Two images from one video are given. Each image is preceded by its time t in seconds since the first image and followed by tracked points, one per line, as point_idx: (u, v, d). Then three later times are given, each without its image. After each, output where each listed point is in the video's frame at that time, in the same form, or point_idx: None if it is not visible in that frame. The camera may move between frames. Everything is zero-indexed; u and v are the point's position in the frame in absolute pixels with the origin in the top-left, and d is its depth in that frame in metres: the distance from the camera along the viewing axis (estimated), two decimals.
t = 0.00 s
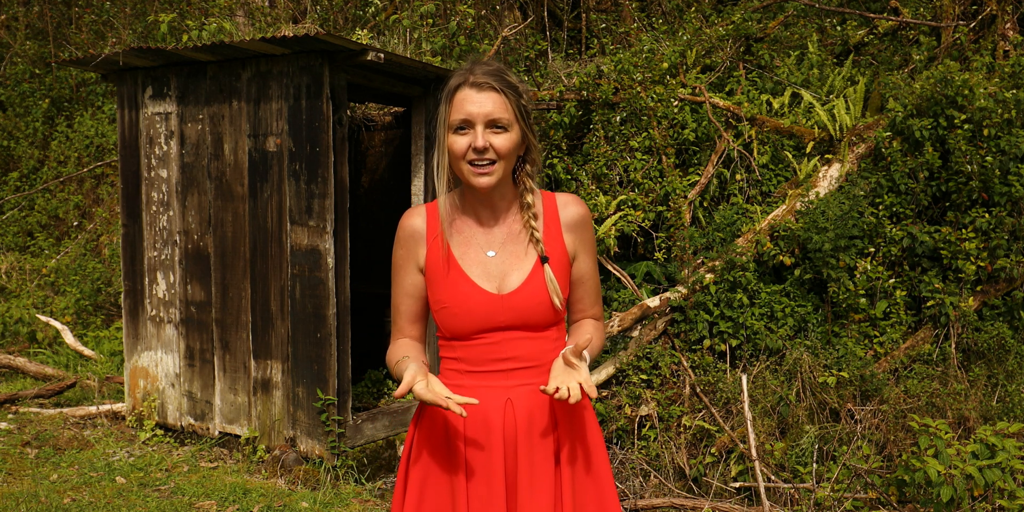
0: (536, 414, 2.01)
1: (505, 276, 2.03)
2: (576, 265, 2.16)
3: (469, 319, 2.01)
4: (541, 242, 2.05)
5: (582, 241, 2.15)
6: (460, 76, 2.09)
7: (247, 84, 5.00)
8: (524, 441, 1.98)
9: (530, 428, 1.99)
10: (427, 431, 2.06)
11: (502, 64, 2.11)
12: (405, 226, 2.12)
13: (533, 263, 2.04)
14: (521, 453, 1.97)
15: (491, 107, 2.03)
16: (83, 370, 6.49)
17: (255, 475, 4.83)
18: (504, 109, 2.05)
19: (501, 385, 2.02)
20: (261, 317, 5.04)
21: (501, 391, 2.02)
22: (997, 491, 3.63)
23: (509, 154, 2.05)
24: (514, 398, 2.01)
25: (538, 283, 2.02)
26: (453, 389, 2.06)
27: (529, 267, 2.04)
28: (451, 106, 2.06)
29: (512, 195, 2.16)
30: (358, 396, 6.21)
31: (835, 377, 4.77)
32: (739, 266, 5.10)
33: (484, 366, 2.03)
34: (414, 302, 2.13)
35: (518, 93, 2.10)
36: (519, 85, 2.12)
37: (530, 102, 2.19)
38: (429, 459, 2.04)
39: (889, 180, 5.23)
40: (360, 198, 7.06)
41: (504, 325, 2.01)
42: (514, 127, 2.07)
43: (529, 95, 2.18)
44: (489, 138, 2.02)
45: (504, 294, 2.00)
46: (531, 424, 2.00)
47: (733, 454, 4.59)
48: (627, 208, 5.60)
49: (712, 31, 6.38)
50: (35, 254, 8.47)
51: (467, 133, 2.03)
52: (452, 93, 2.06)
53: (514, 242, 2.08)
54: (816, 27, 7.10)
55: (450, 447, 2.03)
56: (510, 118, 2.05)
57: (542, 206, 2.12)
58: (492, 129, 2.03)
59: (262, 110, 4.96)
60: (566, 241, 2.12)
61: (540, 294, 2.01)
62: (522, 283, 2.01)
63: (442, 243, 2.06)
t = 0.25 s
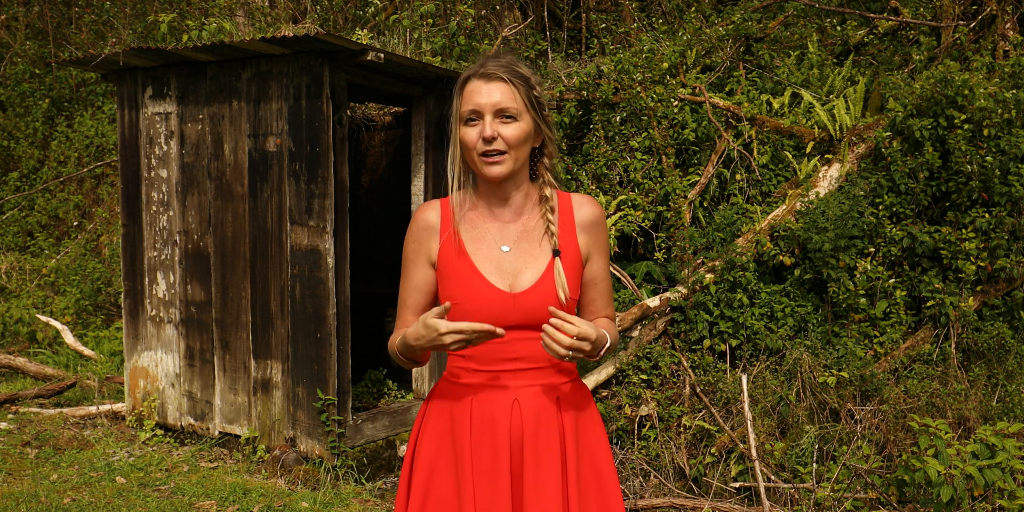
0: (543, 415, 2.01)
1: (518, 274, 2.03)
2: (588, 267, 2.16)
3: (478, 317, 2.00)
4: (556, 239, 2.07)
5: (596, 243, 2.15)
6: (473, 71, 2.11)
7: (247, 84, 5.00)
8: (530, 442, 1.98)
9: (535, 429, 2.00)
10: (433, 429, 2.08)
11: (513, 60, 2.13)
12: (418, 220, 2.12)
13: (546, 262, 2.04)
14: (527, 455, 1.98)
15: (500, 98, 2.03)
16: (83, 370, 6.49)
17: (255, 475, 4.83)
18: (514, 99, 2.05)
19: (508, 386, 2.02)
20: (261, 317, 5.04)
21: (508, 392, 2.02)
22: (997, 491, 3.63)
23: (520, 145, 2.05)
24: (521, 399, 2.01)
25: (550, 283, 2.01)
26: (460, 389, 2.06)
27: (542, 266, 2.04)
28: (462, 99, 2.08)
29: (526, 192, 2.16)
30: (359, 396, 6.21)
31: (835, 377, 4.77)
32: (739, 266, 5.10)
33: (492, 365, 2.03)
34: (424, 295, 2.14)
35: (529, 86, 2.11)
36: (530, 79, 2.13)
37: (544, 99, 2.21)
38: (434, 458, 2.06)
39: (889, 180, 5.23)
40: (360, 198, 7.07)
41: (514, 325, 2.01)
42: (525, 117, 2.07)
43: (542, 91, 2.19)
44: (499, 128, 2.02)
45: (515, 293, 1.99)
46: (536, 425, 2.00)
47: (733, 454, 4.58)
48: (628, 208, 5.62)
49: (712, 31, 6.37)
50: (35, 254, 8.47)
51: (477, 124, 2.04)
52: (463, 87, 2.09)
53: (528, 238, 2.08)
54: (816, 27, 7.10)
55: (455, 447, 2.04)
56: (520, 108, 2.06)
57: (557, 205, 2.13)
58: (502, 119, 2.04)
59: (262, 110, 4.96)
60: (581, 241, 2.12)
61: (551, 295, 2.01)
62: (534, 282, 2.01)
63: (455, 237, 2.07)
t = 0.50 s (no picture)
0: (540, 425, 2.02)
1: (522, 286, 2.03)
2: (593, 282, 2.15)
3: (481, 325, 2.01)
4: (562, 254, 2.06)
5: (602, 257, 2.14)
6: (480, 83, 2.10)
7: (247, 84, 5.00)
8: (528, 450, 1.99)
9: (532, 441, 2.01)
10: (430, 435, 2.08)
11: (520, 73, 2.12)
12: (426, 223, 2.13)
13: (551, 275, 2.05)
14: (523, 464, 1.99)
15: (503, 114, 2.03)
16: (83, 370, 6.49)
17: (255, 475, 4.83)
18: (515, 115, 2.03)
19: (506, 396, 2.03)
20: (261, 316, 5.04)
21: (506, 402, 2.02)
22: (997, 491, 3.63)
23: (523, 161, 2.04)
24: (519, 409, 2.02)
25: (555, 295, 2.01)
26: (459, 395, 2.06)
27: (547, 279, 2.04)
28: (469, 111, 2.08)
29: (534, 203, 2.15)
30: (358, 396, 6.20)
31: (835, 377, 4.77)
32: (739, 266, 5.10)
33: (492, 374, 2.03)
34: (428, 299, 2.14)
35: (535, 101, 2.09)
36: (537, 92, 2.11)
37: (554, 107, 2.18)
38: (430, 465, 2.06)
39: (889, 180, 5.24)
40: (360, 198, 7.07)
41: (516, 335, 2.01)
42: (528, 133, 2.05)
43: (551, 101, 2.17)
44: (501, 145, 2.02)
45: (519, 304, 2.00)
46: (533, 436, 2.01)
47: (733, 454, 4.58)
48: (628, 208, 5.62)
49: (712, 31, 6.37)
50: (35, 254, 8.48)
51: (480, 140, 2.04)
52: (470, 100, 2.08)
53: (534, 251, 2.09)
54: (816, 27, 7.11)
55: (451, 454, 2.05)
56: (522, 124, 2.04)
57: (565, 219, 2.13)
58: (503, 135, 2.03)
59: (262, 110, 4.96)
60: (586, 256, 2.12)
61: (556, 307, 2.00)
62: (538, 294, 2.01)
63: (460, 244, 2.08)
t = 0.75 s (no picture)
0: (540, 423, 2.02)
1: (521, 282, 2.03)
2: (593, 276, 2.14)
3: (481, 322, 2.01)
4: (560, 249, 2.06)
5: (601, 251, 2.14)
6: (479, 79, 2.10)
7: (247, 84, 5.00)
8: (528, 449, 1.99)
9: (532, 437, 2.00)
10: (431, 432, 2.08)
11: (520, 68, 2.12)
12: (426, 220, 2.13)
13: (550, 271, 2.05)
14: (523, 461, 1.99)
15: (503, 110, 2.03)
16: (83, 370, 6.48)
17: (255, 475, 4.83)
18: (515, 112, 2.03)
19: (507, 393, 2.03)
20: (261, 316, 5.04)
21: (506, 399, 2.03)
22: (997, 491, 3.63)
23: (522, 157, 2.04)
24: (519, 406, 2.02)
25: (554, 291, 2.01)
26: (460, 392, 2.07)
27: (545, 275, 2.04)
28: (468, 107, 2.08)
29: (533, 199, 2.15)
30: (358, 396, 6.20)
31: (835, 377, 4.77)
32: (739, 266, 5.10)
33: (492, 371, 2.04)
34: (428, 296, 2.13)
35: (534, 97, 2.09)
36: (537, 88, 2.11)
37: (553, 105, 2.18)
38: (431, 461, 2.07)
39: (889, 180, 5.24)
40: (360, 198, 7.07)
41: (515, 332, 2.01)
42: (528, 130, 2.05)
43: (550, 98, 2.17)
44: (500, 141, 2.02)
45: (518, 300, 2.00)
46: (533, 432, 2.01)
47: (733, 454, 4.59)
48: (628, 208, 5.62)
49: (712, 31, 6.37)
50: (35, 254, 8.48)
51: (480, 137, 2.04)
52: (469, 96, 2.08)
53: (533, 247, 2.09)
54: (816, 27, 7.10)
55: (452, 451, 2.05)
56: (522, 121, 2.04)
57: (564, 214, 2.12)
58: (503, 131, 2.03)
59: (262, 110, 4.96)
60: (585, 251, 2.11)
61: (554, 303, 2.01)
62: (537, 291, 2.01)
63: (459, 241, 2.08)
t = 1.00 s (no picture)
0: (541, 422, 2.01)
1: (521, 279, 2.03)
2: (594, 273, 2.13)
3: (481, 319, 2.01)
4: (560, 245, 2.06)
5: (601, 248, 2.13)
6: (478, 77, 2.09)
7: (247, 84, 5.00)
8: (528, 448, 1.99)
9: (533, 435, 2.00)
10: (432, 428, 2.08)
11: (519, 65, 2.11)
12: (426, 219, 2.14)
13: (550, 267, 2.05)
14: (524, 458, 1.98)
15: (502, 108, 2.02)
16: (83, 370, 6.49)
17: (255, 475, 4.83)
18: (514, 109, 2.03)
19: (507, 390, 2.03)
20: (261, 316, 5.04)
21: (507, 396, 2.02)
22: (997, 491, 3.63)
23: (522, 155, 2.05)
24: (520, 403, 2.02)
25: (554, 287, 2.01)
26: (461, 389, 2.07)
27: (546, 272, 2.04)
28: (467, 106, 2.08)
29: (532, 195, 2.16)
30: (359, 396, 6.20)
31: (835, 377, 4.77)
32: (739, 266, 5.11)
33: (493, 368, 2.04)
34: (429, 296, 2.13)
35: (534, 94, 2.09)
36: (537, 86, 2.11)
37: (552, 104, 2.18)
38: (433, 458, 2.07)
39: (889, 180, 5.24)
40: (360, 198, 7.07)
41: (516, 329, 2.02)
42: (528, 127, 2.06)
43: (550, 95, 2.17)
44: (500, 140, 2.02)
45: (518, 297, 2.00)
46: (534, 430, 2.00)
47: (733, 454, 4.59)
48: (627, 208, 5.62)
49: (712, 31, 6.37)
50: (35, 254, 8.48)
51: (480, 135, 2.04)
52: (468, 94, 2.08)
53: (533, 243, 2.09)
54: (816, 27, 7.10)
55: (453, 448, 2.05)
56: (522, 119, 2.04)
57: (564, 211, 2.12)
58: (502, 130, 2.03)
59: (262, 110, 4.96)
60: (585, 247, 2.11)
61: (554, 299, 2.01)
62: (537, 287, 2.01)
63: (460, 239, 2.08)
